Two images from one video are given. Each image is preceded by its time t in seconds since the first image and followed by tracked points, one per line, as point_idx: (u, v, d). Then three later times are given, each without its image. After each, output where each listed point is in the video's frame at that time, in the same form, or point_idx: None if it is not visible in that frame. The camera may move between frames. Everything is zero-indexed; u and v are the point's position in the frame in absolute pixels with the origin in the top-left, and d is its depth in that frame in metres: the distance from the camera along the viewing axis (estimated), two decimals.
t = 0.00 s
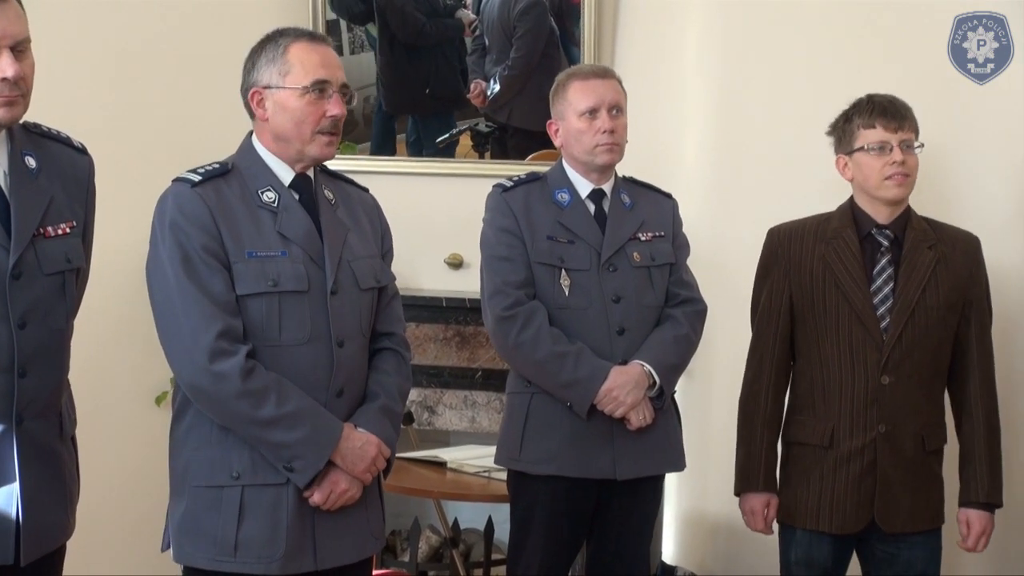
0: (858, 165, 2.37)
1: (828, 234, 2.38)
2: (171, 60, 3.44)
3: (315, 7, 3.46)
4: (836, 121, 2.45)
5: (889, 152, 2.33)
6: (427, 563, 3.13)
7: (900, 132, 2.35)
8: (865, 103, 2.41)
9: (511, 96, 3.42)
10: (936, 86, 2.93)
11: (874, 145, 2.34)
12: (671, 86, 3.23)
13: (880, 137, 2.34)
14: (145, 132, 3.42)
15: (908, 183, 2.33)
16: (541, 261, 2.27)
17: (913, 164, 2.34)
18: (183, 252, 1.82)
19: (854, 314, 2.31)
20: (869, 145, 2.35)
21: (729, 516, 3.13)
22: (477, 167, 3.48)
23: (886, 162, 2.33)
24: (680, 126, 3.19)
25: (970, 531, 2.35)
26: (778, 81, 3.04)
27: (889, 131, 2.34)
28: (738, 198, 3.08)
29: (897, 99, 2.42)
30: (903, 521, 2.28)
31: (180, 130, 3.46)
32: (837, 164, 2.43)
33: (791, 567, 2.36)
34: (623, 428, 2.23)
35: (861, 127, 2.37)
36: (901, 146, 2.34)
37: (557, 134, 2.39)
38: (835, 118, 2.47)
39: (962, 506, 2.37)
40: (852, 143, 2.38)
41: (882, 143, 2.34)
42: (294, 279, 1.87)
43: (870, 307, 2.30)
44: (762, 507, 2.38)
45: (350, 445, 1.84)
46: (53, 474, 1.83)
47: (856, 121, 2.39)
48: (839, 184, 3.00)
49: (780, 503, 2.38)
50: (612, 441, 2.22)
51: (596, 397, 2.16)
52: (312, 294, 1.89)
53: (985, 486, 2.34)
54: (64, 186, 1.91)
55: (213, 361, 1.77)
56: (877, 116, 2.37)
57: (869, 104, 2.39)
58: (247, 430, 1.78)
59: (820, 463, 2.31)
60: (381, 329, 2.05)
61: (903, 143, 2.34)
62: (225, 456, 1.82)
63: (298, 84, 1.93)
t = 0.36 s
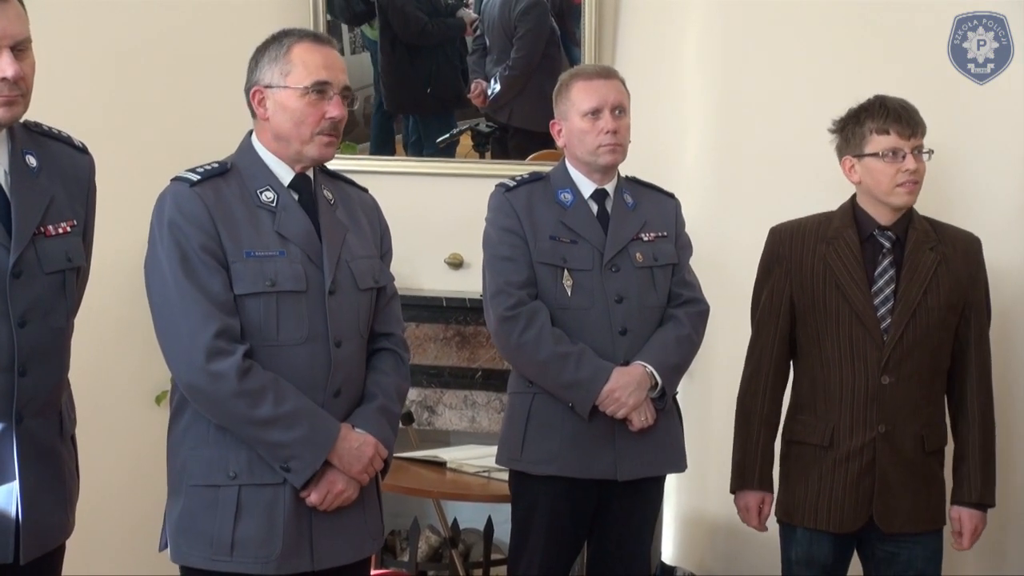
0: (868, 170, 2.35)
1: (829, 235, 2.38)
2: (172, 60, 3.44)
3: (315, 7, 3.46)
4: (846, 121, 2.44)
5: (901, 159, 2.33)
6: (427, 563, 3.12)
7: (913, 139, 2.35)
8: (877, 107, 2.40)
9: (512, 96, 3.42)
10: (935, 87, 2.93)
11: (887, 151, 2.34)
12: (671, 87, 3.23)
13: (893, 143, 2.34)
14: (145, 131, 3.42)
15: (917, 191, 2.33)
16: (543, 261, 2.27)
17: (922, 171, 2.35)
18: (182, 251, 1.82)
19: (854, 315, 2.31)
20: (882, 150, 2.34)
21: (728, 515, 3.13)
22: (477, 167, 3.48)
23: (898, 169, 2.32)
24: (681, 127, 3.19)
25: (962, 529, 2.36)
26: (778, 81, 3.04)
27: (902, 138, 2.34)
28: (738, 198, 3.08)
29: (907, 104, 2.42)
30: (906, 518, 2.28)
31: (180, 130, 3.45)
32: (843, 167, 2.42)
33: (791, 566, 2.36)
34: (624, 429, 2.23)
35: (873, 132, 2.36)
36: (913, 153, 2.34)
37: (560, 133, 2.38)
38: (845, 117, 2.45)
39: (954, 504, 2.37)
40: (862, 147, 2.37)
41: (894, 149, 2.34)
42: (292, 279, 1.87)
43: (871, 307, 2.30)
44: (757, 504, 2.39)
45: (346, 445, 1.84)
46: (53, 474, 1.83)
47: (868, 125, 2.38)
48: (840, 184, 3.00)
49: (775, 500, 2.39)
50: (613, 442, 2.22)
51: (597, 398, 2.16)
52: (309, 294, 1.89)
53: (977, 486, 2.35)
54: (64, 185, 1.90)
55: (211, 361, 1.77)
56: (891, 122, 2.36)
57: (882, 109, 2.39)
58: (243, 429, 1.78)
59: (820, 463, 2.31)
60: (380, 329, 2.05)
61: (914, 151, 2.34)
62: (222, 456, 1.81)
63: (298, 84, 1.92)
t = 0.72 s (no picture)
0: (863, 177, 2.36)
1: (823, 240, 2.39)
2: (170, 60, 3.44)
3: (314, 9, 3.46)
4: (839, 127, 2.45)
5: (896, 164, 2.34)
6: (423, 565, 3.13)
7: (907, 143, 2.36)
8: (869, 112, 2.40)
9: (511, 98, 3.43)
10: (936, 86, 2.94)
11: (881, 157, 2.34)
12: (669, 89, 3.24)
13: (886, 149, 2.34)
14: (143, 132, 3.42)
15: (913, 195, 2.33)
16: (542, 263, 2.27)
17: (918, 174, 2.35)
18: (171, 253, 1.82)
19: (850, 319, 2.31)
20: (875, 157, 2.34)
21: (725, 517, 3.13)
22: (475, 169, 3.48)
23: (892, 174, 2.33)
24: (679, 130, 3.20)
25: (972, 530, 2.36)
26: (777, 83, 3.04)
27: (895, 143, 2.35)
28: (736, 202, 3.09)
29: (901, 108, 2.42)
30: (908, 526, 2.28)
31: (178, 132, 3.46)
32: (838, 174, 2.42)
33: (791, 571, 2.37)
34: (623, 431, 2.23)
35: (867, 138, 2.37)
36: (907, 157, 2.34)
37: (560, 136, 2.39)
38: (837, 124, 2.46)
39: (964, 506, 2.38)
40: (856, 154, 2.38)
41: (888, 155, 2.34)
42: (282, 280, 1.87)
43: (866, 312, 2.30)
44: (764, 513, 2.38)
45: (338, 447, 1.83)
46: (50, 474, 1.83)
47: (861, 131, 2.38)
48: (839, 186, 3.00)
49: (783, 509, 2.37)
50: (611, 444, 2.22)
51: (597, 400, 2.16)
52: (300, 295, 1.89)
53: (988, 487, 2.34)
54: (63, 186, 1.91)
55: (198, 362, 1.77)
56: (884, 127, 2.36)
57: (874, 114, 2.39)
58: (233, 431, 1.78)
59: (820, 469, 2.32)
60: (378, 331, 2.05)
61: (908, 156, 2.35)
62: (214, 458, 1.82)
63: (270, 86, 1.93)
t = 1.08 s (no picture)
0: (863, 177, 2.36)
1: (824, 241, 2.39)
2: (172, 61, 3.44)
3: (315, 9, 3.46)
4: (840, 127, 2.45)
5: (896, 163, 2.34)
6: (425, 565, 3.13)
7: (907, 142, 2.36)
8: (870, 112, 2.40)
9: (512, 98, 3.43)
10: (936, 87, 2.94)
11: (882, 157, 2.34)
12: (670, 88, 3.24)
13: (887, 148, 2.34)
14: (145, 133, 3.43)
15: (914, 195, 2.33)
16: (542, 263, 2.27)
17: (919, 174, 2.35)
18: (168, 253, 1.83)
19: (850, 319, 2.32)
20: (876, 157, 2.34)
21: (726, 515, 3.13)
22: (476, 169, 3.48)
23: (893, 173, 2.33)
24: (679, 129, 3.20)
25: (962, 531, 2.36)
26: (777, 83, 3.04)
27: (896, 142, 2.35)
28: (736, 202, 3.09)
29: (901, 107, 2.42)
30: (909, 528, 2.28)
31: (179, 133, 3.47)
32: (839, 174, 2.43)
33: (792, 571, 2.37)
34: (624, 431, 2.23)
35: (867, 138, 2.37)
36: (907, 157, 2.34)
37: (560, 137, 2.39)
38: (837, 124, 2.47)
39: (955, 506, 2.38)
40: (857, 154, 2.38)
41: (889, 154, 2.34)
42: (279, 281, 1.87)
43: (866, 312, 2.31)
44: (762, 514, 2.39)
45: (334, 448, 1.83)
46: (53, 475, 1.83)
47: (861, 131, 2.38)
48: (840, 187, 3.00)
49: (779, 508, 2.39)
50: (613, 444, 2.23)
51: (598, 400, 2.17)
52: (298, 295, 1.89)
53: (978, 488, 2.34)
54: (65, 186, 1.91)
55: (194, 362, 1.77)
56: (885, 127, 2.36)
57: (875, 114, 2.39)
58: (230, 432, 1.78)
59: (819, 469, 2.32)
60: (382, 332, 2.05)
61: (908, 155, 2.34)
62: (212, 458, 1.82)
63: (270, 88, 1.93)
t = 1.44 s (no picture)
0: (851, 179, 2.38)
1: (821, 241, 2.40)
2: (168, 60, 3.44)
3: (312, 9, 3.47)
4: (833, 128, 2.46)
5: (879, 166, 2.34)
6: (420, 565, 3.13)
7: (893, 145, 2.35)
8: (860, 114, 2.41)
9: (509, 97, 3.43)
10: (935, 87, 2.93)
11: (866, 159, 2.35)
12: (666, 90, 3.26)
13: (871, 151, 2.35)
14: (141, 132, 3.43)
15: (898, 198, 2.33)
16: (538, 264, 2.28)
17: (904, 177, 2.34)
18: (168, 253, 1.83)
19: (845, 320, 2.32)
20: (861, 159, 2.35)
21: (721, 516, 3.13)
22: (473, 168, 3.49)
23: (876, 176, 2.33)
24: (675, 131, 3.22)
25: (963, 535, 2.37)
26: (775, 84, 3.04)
27: (880, 145, 2.35)
28: (732, 203, 3.09)
29: (893, 108, 2.41)
30: (902, 529, 2.29)
31: (175, 132, 3.47)
32: (832, 174, 2.44)
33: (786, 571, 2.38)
34: (620, 431, 2.24)
35: (853, 140, 2.38)
36: (891, 160, 2.34)
37: (555, 137, 2.39)
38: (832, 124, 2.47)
39: (955, 510, 2.38)
40: (845, 155, 2.39)
41: (872, 157, 2.34)
42: (279, 281, 1.87)
43: (861, 313, 2.31)
44: (758, 514, 2.40)
45: (335, 448, 1.84)
46: (48, 474, 1.83)
47: (848, 132, 2.39)
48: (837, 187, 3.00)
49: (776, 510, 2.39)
50: (608, 444, 2.23)
51: (593, 400, 2.17)
52: (298, 295, 1.89)
53: (978, 491, 2.35)
54: (62, 186, 1.91)
55: (195, 362, 1.77)
56: (870, 129, 2.37)
57: (864, 115, 2.39)
58: (229, 431, 1.78)
59: (812, 470, 2.33)
60: (378, 331, 2.06)
61: (892, 160, 2.34)
62: (211, 458, 1.82)
63: (274, 87, 1.93)
